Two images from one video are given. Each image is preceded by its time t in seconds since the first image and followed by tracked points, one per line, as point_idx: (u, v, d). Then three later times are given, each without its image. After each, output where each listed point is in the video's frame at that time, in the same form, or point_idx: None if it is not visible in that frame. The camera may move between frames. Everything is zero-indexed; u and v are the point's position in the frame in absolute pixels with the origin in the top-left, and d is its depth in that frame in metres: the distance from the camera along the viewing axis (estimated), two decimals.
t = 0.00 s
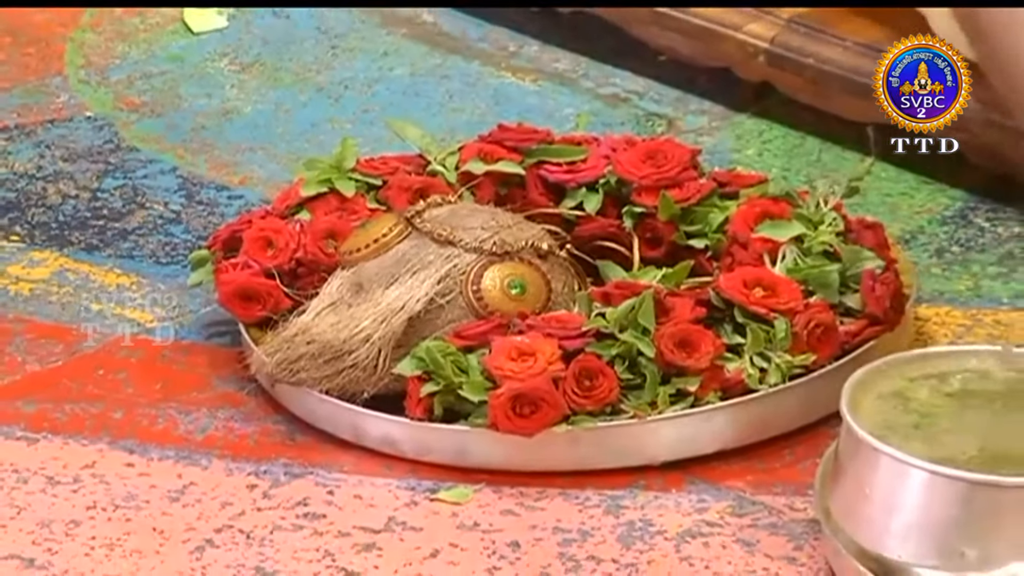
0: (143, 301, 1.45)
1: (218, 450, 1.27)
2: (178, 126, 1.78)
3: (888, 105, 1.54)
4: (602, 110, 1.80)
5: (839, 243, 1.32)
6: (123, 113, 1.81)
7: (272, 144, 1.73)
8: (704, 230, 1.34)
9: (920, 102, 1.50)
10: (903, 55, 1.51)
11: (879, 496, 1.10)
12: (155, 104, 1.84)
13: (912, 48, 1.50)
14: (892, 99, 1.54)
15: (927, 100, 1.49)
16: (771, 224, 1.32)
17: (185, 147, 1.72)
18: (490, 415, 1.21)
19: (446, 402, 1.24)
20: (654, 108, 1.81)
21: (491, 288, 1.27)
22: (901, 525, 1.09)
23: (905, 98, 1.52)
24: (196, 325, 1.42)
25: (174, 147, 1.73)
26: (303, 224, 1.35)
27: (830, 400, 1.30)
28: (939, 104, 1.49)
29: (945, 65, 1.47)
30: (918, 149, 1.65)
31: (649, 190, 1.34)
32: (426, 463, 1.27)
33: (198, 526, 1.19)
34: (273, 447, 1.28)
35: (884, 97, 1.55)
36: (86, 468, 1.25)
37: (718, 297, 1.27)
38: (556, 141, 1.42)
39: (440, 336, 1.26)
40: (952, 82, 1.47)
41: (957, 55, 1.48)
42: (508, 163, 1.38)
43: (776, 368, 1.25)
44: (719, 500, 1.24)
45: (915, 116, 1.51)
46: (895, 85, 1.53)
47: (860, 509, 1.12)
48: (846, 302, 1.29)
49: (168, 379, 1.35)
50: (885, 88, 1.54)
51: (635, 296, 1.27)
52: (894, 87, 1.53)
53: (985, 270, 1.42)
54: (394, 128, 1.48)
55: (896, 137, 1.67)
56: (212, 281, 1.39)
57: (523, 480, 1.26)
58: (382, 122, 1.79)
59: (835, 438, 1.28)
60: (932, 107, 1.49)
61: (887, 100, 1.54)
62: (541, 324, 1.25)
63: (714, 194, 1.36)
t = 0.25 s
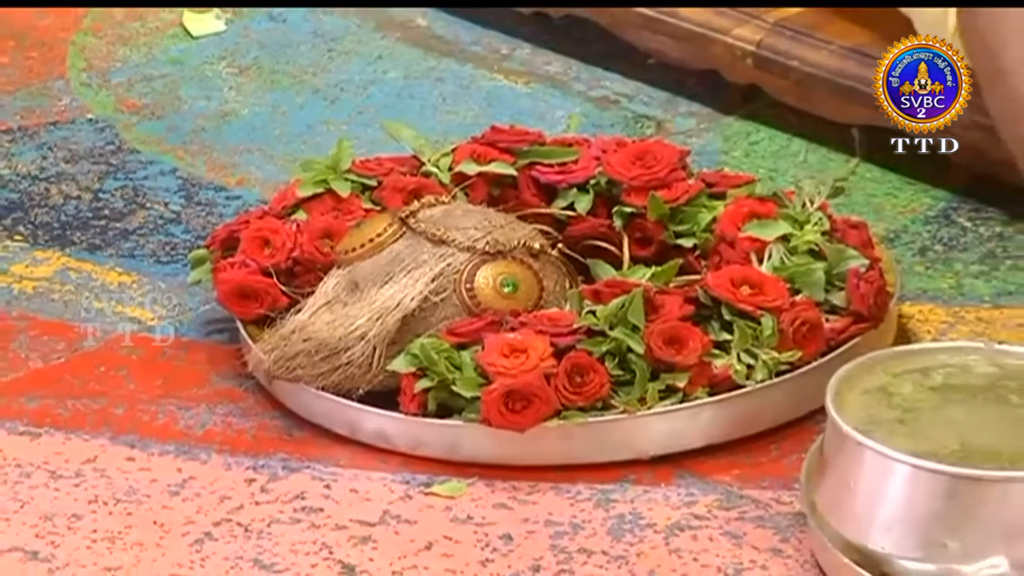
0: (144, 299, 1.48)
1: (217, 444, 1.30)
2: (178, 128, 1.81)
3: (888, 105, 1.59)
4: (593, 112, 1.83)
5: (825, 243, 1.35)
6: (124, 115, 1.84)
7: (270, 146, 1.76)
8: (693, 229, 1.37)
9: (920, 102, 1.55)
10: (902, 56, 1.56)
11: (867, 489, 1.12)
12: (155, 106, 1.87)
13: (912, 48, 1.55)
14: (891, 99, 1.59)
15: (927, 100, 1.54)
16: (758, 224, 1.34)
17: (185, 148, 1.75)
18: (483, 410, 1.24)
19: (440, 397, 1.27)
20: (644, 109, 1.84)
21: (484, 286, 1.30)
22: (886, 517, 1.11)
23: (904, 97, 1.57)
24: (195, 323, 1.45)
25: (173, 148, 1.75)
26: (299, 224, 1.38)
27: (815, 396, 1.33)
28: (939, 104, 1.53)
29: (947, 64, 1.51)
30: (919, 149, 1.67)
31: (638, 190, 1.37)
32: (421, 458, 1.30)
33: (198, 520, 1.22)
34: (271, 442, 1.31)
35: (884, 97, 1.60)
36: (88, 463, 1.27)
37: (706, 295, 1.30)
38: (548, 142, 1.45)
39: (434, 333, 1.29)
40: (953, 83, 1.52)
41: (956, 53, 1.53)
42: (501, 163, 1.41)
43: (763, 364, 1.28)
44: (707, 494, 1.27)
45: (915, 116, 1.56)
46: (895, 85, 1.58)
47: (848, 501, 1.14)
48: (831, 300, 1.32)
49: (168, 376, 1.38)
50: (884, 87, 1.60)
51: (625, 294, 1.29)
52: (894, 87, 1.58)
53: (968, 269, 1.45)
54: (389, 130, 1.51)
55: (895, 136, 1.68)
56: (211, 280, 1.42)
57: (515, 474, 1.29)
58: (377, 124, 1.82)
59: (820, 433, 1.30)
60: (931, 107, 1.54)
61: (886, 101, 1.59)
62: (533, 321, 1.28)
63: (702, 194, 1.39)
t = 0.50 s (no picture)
0: (141, 295, 1.51)
1: (213, 437, 1.33)
2: (174, 128, 1.83)
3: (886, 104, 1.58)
4: (580, 112, 1.86)
5: (806, 239, 1.38)
6: (121, 115, 1.87)
7: (264, 145, 1.79)
8: (677, 226, 1.40)
9: (920, 102, 1.54)
10: (900, 60, 1.55)
11: (847, 479, 1.15)
12: (151, 106, 1.89)
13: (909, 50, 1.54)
14: (891, 97, 1.57)
15: (925, 102, 1.53)
16: (741, 221, 1.37)
17: (180, 148, 1.78)
18: (473, 404, 1.27)
19: (431, 391, 1.30)
20: (630, 109, 1.87)
21: (474, 281, 1.33)
22: (865, 507, 1.14)
23: (904, 98, 1.56)
24: (192, 317, 1.48)
25: (170, 148, 1.78)
26: (293, 221, 1.41)
27: (797, 389, 1.36)
28: (937, 105, 1.52)
29: (949, 65, 1.48)
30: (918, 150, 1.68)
31: (624, 188, 1.40)
32: (413, 450, 1.32)
33: (194, 510, 1.25)
34: (265, 435, 1.34)
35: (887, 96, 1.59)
36: (86, 455, 1.30)
37: (690, 290, 1.33)
38: (535, 141, 1.48)
39: (425, 328, 1.32)
40: (953, 82, 1.49)
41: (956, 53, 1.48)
42: (490, 162, 1.44)
43: (746, 358, 1.31)
44: (692, 485, 1.30)
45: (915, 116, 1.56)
46: (895, 86, 1.57)
47: (828, 491, 1.17)
48: (812, 295, 1.35)
49: (165, 370, 1.41)
50: (883, 87, 1.58)
51: (611, 289, 1.33)
52: (893, 89, 1.58)
53: (946, 264, 1.48)
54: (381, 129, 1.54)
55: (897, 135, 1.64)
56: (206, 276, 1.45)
57: (504, 465, 1.32)
58: (369, 124, 1.84)
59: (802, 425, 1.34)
60: (930, 107, 1.52)
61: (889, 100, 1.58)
62: (522, 316, 1.31)
63: (687, 192, 1.42)
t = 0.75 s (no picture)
0: (135, 291, 1.54)
1: (205, 429, 1.36)
2: (167, 127, 1.86)
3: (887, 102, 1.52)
4: (563, 110, 1.89)
5: (786, 235, 1.40)
6: (115, 115, 1.89)
7: (255, 143, 1.82)
8: (660, 222, 1.43)
9: (923, 102, 1.50)
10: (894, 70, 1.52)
11: (827, 469, 1.17)
12: (144, 105, 1.92)
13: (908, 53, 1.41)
14: (890, 99, 1.52)
15: (928, 101, 1.49)
16: (722, 217, 1.40)
17: (173, 146, 1.81)
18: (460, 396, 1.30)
19: (418, 384, 1.32)
20: (613, 108, 1.90)
21: (460, 276, 1.36)
22: (845, 498, 1.17)
23: (908, 98, 1.52)
24: (184, 312, 1.51)
25: (162, 146, 1.81)
26: (283, 218, 1.44)
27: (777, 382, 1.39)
28: (938, 105, 1.49)
29: (934, 66, 1.36)
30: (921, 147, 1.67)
31: (607, 185, 1.43)
32: (401, 442, 1.35)
33: (187, 501, 1.27)
34: (256, 427, 1.37)
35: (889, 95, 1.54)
36: (81, 447, 1.33)
37: (672, 284, 1.36)
38: (521, 139, 1.51)
39: (412, 322, 1.35)
40: (945, 84, 1.41)
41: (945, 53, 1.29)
42: (476, 159, 1.47)
43: (728, 351, 1.33)
44: (675, 475, 1.33)
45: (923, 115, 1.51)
46: (895, 86, 1.49)
47: (808, 480, 1.20)
48: (792, 289, 1.39)
49: (158, 364, 1.43)
50: (884, 86, 1.50)
51: (595, 285, 1.35)
52: (898, 89, 1.50)
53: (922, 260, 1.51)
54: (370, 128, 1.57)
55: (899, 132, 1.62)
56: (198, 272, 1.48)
57: (491, 456, 1.34)
58: (358, 122, 1.87)
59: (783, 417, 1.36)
60: (932, 108, 1.50)
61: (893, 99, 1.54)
62: (507, 311, 1.34)
63: (669, 188, 1.45)
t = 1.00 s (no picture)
0: (125, 284, 1.57)
1: (193, 420, 1.39)
2: (156, 124, 1.89)
3: (888, 105, 1.46)
4: (543, 108, 1.93)
5: (760, 229, 1.45)
6: (105, 113, 1.93)
7: (242, 140, 1.85)
8: (637, 217, 1.46)
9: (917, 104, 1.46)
10: (901, 58, 1.43)
11: (800, 460, 1.20)
12: (134, 104, 1.95)
13: (912, 48, 1.42)
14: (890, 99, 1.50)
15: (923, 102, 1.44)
16: (698, 212, 1.44)
17: (162, 143, 1.84)
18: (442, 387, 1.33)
19: (402, 375, 1.36)
20: (591, 106, 1.94)
21: (442, 270, 1.39)
22: (818, 487, 1.20)
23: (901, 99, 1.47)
24: (173, 306, 1.54)
25: (152, 143, 1.84)
26: (270, 213, 1.47)
27: (752, 372, 1.42)
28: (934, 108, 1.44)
29: (947, 65, 1.40)
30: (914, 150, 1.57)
31: (586, 181, 1.46)
32: (386, 432, 1.39)
33: (176, 490, 1.31)
34: (244, 418, 1.40)
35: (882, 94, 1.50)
36: (72, 438, 1.36)
37: (650, 278, 1.39)
38: (502, 136, 1.54)
39: (396, 315, 1.38)
40: (955, 82, 1.40)
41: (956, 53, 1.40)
42: (458, 156, 1.50)
43: (704, 343, 1.37)
44: (653, 464, 1.36)
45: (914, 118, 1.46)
46: (896, 86, 1.45)
47: (781, 469, 1.23)
48: (767, 282, 1.42)
49: (148, 356, 1.47)
50: (884, 87, 1.46)
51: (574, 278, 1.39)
52: (894, 87, 1.45)
53: (893, 254, 1.56)
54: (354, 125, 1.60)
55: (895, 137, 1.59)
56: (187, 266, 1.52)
57: (473, 446, 1.38)
58: (342, 120, 1.91)
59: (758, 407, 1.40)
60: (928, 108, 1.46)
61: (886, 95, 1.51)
62: (489, 304, 1.37)
63: (646, 184, 1.48)
